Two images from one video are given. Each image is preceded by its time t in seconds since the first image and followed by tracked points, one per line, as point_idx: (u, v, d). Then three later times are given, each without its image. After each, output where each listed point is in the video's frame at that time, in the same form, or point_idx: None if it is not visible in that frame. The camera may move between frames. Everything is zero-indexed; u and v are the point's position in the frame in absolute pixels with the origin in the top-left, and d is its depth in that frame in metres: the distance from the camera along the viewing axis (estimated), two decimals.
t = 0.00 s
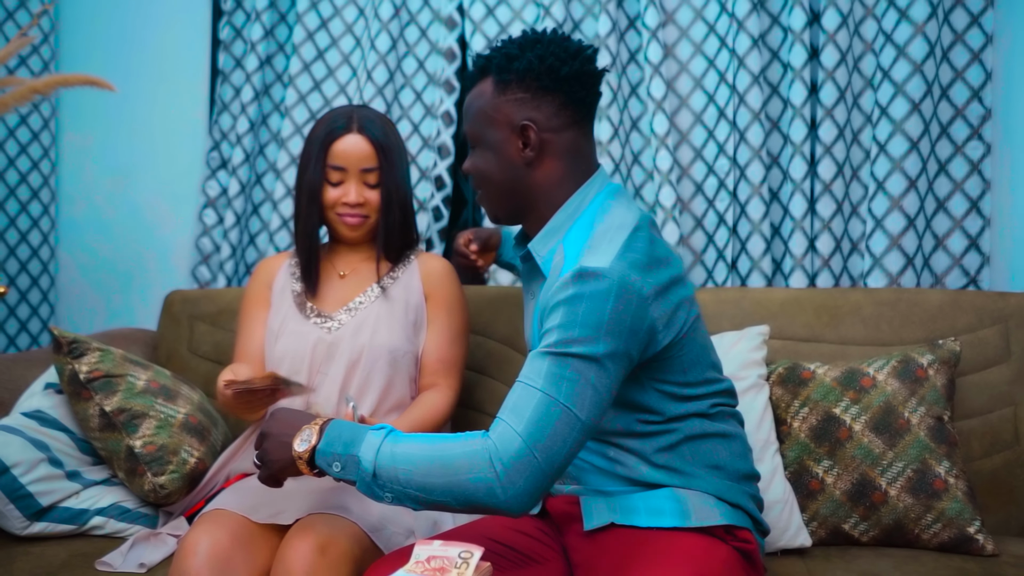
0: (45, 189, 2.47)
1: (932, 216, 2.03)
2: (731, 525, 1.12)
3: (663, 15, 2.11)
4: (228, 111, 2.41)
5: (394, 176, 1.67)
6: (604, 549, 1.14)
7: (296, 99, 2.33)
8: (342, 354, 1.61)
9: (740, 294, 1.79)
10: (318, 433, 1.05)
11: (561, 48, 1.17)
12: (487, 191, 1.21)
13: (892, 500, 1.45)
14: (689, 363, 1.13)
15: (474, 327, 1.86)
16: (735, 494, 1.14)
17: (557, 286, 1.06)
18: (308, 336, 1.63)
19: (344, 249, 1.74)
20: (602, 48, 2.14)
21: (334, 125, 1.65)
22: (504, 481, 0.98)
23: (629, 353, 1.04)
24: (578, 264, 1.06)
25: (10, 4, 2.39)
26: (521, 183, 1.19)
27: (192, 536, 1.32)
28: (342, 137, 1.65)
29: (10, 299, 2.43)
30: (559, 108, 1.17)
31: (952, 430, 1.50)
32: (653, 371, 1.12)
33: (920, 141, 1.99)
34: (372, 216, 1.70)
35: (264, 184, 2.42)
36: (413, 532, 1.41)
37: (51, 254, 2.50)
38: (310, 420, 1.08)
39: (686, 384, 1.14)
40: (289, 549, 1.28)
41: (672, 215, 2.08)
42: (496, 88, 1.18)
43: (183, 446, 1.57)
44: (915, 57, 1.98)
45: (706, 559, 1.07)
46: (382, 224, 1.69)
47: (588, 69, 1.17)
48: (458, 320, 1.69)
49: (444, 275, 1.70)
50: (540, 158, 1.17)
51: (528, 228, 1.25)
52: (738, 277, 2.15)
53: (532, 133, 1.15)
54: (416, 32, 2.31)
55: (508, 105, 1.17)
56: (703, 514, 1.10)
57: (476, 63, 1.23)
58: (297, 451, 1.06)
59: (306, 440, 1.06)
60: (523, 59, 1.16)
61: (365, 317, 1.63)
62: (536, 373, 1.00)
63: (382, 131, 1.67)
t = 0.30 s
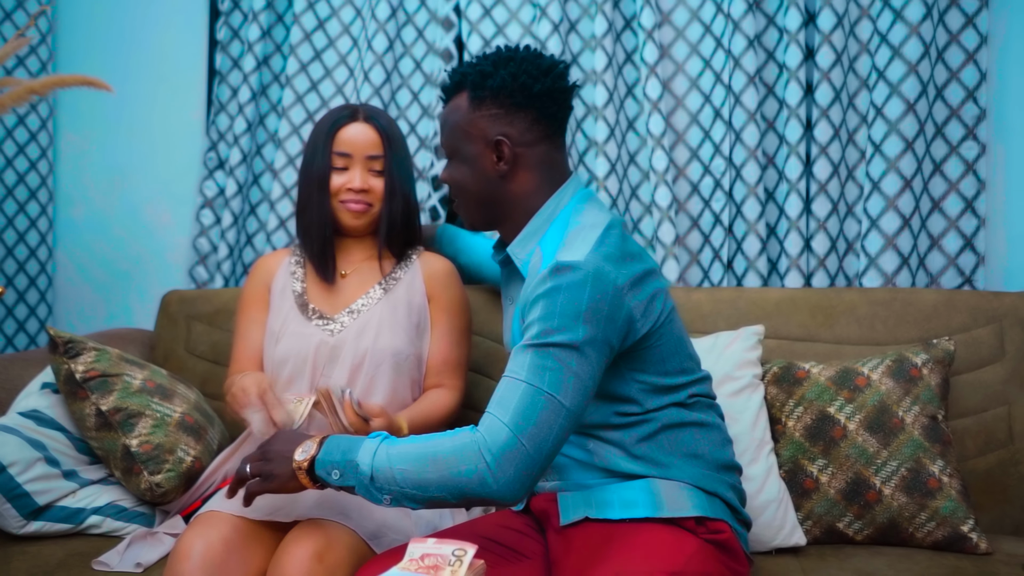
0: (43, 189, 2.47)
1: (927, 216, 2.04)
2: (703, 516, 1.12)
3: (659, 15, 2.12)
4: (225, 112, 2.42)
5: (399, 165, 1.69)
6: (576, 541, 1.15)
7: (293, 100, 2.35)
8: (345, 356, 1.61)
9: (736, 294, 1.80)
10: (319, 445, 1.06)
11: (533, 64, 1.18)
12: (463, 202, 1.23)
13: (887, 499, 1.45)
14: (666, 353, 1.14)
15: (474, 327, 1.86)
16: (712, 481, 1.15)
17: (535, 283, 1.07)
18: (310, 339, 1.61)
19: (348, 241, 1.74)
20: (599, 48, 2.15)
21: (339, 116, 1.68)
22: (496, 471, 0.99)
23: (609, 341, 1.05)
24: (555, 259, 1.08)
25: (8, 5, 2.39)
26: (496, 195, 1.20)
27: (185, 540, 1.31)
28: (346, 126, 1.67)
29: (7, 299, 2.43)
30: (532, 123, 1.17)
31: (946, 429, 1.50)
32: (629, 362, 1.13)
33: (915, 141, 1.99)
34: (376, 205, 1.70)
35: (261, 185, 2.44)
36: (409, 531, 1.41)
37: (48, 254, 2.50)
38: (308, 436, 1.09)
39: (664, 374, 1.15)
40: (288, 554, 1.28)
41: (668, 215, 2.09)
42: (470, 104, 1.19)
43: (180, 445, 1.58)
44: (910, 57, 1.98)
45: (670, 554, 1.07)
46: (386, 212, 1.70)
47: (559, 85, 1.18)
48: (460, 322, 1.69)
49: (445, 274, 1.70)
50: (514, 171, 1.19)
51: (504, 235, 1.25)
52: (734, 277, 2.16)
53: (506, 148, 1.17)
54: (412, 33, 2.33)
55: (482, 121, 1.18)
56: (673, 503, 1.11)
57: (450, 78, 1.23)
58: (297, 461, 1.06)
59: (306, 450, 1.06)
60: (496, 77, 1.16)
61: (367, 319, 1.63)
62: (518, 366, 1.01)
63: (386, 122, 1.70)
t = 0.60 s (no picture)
0: (41, 189, 2.47)
1: (927, 216, 2.03)
2: (684, 510, 1.12)
3: (658, 16, 2.12)
4: (224, 112, 2.42)
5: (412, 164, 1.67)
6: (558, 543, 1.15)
7: (292, 100, 2.35)
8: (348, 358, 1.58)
9: (735, 295, 1.80)
10: (312, 471, 1.08)
11: (502, 75, 1.17)
12: (436, 212, 1.21)
13: (886, 500, 1.45)
14: (646, 352, 1.14)
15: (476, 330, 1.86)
16: (695, 475, 1.14)
17: (514, 293, 1.07)
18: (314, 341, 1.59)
19: (354, 239, 1.71)
20: (598, 48, 2.14)
21: (352, 115, 1.68)
22: (494, 485, 0.99)
23: (591, 347, 1.05)
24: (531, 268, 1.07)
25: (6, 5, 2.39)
26: (471, 206, 1.19)
27: (183, 543, 1.29)
28: (360, 125, 1.67)
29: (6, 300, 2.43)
30: (503, 134, 1.16)
31: (945, 430, 1.50)
32: (610, 363, 1.13)
33: (915, 141, 1.99)
34: (387, 202, 1.68)
35: (259, 185, 2.44)
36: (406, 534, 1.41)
37: (47, 254, 2.50)
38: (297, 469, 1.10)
39: (645, 372, 1.15)
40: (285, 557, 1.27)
41: (667, 216, 2.09)
42: (440, 117, 1.17)
43: (177, 446, 1.57)
44: (910, 57, 1.98)
45: (650, 552, 1.08)
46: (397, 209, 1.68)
47: (527, 96, 1.17)
48: (465, 325, 1.69)
49: (450, 278, 1.70)
50: (488, 183, 1.18)
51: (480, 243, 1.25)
52: (733, 278, 2.15)
53: (480, 160, 1.16)
54: (411, 33, 2.34)
55: (454, 134, 1.16)
56: (653, 497, 1.11)
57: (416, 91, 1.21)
58: (292, 488, 1.09)
59: (301, 476, 1.09)
60: (466, 90, 1.15)
61: (371, 321, 1.60)
62: (506, 378, 1.01)
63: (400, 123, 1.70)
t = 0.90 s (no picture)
0: (41, 189, 2.47)
1: (927, 217, 2.03)
2: (676, 508, 1.11)
3: (658, 16, 2.12)
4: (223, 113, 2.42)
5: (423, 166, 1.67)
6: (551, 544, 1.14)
7: (291, 100, 2.35)
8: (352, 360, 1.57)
9: (735, 296, 1.80)
10: (309, 473, 1.09)
11: (484, 75, 1.15)
12: (422, 216, 1.20)
13: (886, 501, 1.45)
14: (635, 349, 1.14)
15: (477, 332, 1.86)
16: (688, 472, 1.14)
17: (502, 299, 1.06)
18: (319, 342, 1.58)
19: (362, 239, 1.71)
20: (598, 49, 2.14)
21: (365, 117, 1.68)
22: (490, 493, 0.99)
23: (581, 350, 1.04)
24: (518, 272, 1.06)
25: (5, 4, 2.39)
26: (457, 209, 1.18)
27: (183, 544, 1.29)
28: (371, 126, 1.66)
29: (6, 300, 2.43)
30: (487, 136, 1.15)
31: (946, 431, 1.50)
32: (601, 363, 1.13)
33: (916, 142, 1.99)
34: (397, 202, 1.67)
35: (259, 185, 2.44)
36: (406, 535, 1.40)
37: (46, 254, 2.50)
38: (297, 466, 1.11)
39: (635, 370, 1.14)
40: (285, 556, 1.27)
41: (667, 216, 2.09)
42: (423, 121, 1.15)
43: (177, 447, 1.57)
44: (910, 58, 1.97)
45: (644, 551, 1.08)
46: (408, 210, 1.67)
47: (510, 98, 1.15)
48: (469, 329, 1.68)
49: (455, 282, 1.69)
50: (474, 187, 1.16)
51: (468, 246, 1.23)
52: (733, 278, 2.15)
53: (464, 163, 1.14)
54: (411, 33, 2.34)
55: (437, 138, 1.14)
56: (644, 495, 1.11)
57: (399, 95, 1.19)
58: (288, 491, 1.09)
59: (298, 478, 1.09)
60: (448, 93, 1.13)
61: (376, 323, 1.59)
62: (497, 386, 1.01)
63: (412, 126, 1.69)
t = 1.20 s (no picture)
0: (41, 190, 2.47)
1: (928, 217, 2.03)
2: (671, 508, 1.12)
3: (658, 16, 2.12)
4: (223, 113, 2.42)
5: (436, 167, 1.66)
6: (548, 543, 1.15)
7: (291, 100, 2.35)
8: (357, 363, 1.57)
9: (735, 296, 1.80)
10: (310, 474, 1.08)
11: (474, 78, 1.14)
12: (414, 218, 1.19)
13: (886, 501, 1.44)
14: (628, 350, 1.13)
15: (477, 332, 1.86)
16: (683, 470, 1.14)
17: (495, 303, 1.06)
18: (325, 345, 1.58)
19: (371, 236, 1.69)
20: (598, 49, 2.14)
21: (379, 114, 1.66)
22: (492, 500, 0.99)
23: (575, 353, 1.04)
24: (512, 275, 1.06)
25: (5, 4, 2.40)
26: (449, 212, 1.17)
27: (184, 545, 1.28)
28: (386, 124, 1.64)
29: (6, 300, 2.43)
30: (478, 138, 1.14)
31: (946, 431, 1.49)
32: (595, 364, 1.12)
33: (916, 142, 1.99)
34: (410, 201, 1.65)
35: (259, 185, 2.44)
36: (406, 536, 1.40)
37: (46, 255, 2.50)
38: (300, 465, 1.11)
39: (629, 370, 1.14)
40: (285, 558, 1.26)
41: (667, 216, 2.09)
42: (413, 124, 1.14)
43: (177, 447, 1.57)
44: (910, 58, 1.98)
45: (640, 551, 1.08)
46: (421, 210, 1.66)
47: (499, 100, 1.14)
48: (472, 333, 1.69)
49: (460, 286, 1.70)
50: (465, 189, 1.15)
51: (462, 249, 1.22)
52: (734, 279, 2.14)
53: (455, 166, 1.13)
54: (411, 33, 2.34)
55: (428, 141, 1.13)
56: (640, 496, 1.11)
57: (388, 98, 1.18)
58: (290, 493, 1.09)
59: (299, 482, 1.09)
60: (437, 96, 1.12)
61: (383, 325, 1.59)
62: (494, 393, 1.01)
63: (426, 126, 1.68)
